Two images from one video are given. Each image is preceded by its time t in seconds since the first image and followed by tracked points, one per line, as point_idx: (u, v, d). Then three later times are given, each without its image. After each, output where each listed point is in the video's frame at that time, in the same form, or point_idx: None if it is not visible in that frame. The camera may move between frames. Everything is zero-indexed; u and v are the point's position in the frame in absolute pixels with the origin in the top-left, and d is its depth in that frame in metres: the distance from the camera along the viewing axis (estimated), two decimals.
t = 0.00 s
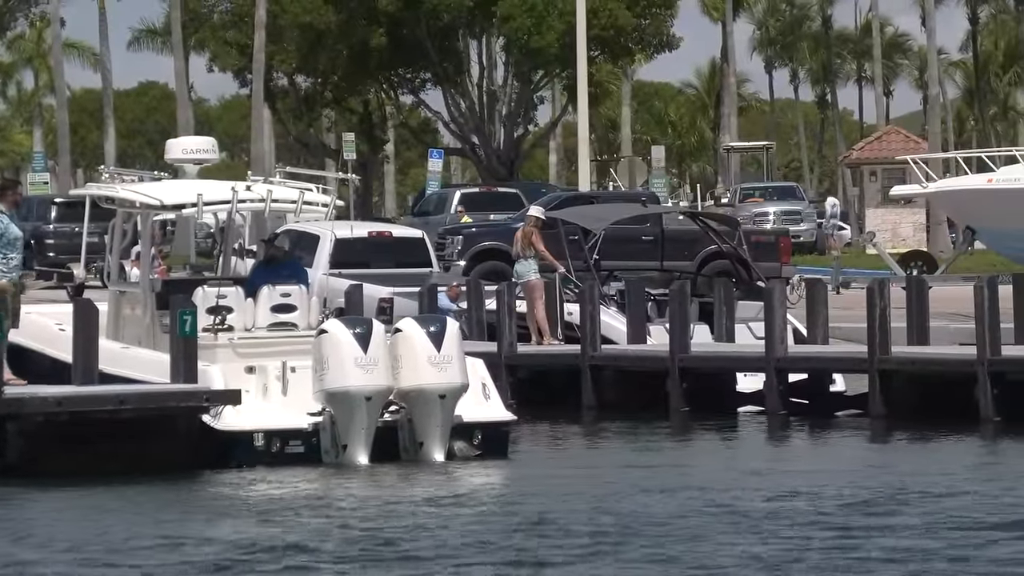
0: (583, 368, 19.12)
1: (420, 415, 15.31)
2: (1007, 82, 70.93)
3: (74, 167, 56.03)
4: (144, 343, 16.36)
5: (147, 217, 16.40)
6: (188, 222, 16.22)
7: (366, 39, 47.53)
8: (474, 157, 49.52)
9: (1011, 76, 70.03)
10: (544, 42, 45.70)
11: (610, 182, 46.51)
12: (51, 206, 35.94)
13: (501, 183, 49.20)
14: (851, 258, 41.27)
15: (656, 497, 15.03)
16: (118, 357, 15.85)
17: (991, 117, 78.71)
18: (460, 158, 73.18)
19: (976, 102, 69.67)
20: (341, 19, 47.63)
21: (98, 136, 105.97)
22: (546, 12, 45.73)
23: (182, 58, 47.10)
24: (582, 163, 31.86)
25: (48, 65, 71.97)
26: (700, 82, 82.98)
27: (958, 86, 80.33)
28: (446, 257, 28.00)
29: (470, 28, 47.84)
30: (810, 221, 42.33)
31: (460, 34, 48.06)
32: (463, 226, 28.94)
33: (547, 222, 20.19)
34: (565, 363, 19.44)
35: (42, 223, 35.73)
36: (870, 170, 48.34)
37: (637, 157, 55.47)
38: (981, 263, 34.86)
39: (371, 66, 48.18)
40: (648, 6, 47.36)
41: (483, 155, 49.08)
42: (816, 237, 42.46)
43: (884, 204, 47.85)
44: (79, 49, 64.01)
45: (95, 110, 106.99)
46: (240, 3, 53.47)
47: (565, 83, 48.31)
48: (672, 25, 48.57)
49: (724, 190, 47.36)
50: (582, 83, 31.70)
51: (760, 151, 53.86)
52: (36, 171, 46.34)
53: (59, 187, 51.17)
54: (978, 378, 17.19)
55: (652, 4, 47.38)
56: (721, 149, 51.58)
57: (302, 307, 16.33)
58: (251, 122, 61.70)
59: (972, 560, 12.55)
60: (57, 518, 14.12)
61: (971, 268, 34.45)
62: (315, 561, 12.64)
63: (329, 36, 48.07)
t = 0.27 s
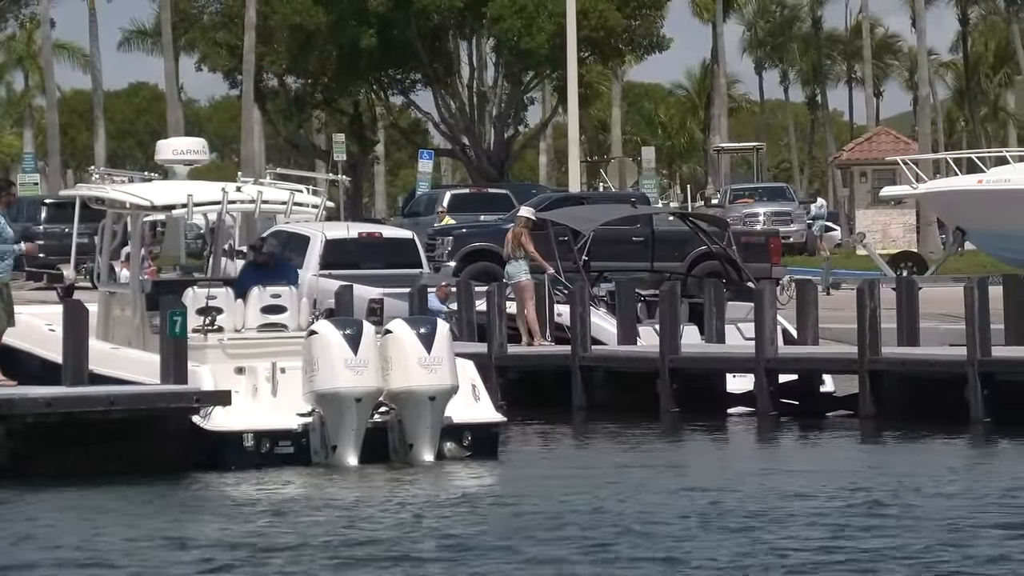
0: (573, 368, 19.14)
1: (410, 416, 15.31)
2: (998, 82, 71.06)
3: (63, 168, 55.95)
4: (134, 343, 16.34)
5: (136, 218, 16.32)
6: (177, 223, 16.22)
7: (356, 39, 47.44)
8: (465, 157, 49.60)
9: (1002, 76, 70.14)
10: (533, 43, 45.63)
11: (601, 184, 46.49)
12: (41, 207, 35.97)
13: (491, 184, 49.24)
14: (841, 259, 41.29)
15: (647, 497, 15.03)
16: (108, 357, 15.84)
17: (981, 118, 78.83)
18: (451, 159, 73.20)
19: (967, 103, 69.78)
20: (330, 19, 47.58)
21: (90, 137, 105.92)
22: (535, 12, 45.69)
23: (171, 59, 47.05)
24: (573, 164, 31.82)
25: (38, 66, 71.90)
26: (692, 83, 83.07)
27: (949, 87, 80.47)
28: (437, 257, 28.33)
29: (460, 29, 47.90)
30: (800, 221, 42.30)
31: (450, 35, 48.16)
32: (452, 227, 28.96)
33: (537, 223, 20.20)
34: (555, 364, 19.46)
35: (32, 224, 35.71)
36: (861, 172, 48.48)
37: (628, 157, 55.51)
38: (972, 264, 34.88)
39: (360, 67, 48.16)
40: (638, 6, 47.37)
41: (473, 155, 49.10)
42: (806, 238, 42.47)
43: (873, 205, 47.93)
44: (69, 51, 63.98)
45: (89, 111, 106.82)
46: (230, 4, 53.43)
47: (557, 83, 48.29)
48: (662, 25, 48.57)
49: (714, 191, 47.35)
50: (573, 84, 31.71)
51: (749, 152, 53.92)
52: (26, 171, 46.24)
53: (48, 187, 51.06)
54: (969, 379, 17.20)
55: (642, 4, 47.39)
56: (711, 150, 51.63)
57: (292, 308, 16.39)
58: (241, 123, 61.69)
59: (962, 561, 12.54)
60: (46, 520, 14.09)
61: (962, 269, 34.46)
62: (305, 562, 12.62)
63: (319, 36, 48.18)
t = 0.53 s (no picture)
0: (571, 369, 19.13)
1: (408, 418, 15.32)
2: (997, 83, 71.07)
3: (62, 169, 56.02)
4: (133, 345, 16.35)
5: (135, 219, 16.29)
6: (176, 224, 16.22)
7: (354, 41, 47.40)
8: (463, 159, 49.64)
9: (1000, 77, 70.15)
10: (532, 44, 45.58)
11: (600, 185, 46.48)
12: (40, 208, 36.05)
13: (490, 185, 49.22)
14: (839, 260, 41.34)
15: (646, 499, 15.03)
16: (107, 359, 15.84)
17: (980, 118, 78.83)
18: (450, 162, 73.22)
19: (966, 104, 69.78)
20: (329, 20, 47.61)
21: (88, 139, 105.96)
22: (533, 13, 45.64)
23: (170, 61, 47.03)
24: (571, 165, 31.81)
25: (36, 67, 71.89)
26: (690, 84, 83.06)
27: (947, 88, 80.48)
28: (435, 259, 28.23)
29: (459, 30, 47.93)
30: (798, 223, 42.27)
31: (449, 36, 48.20)
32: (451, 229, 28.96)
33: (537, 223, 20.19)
34: (554, 365, 19.47)
35: (30, 226, 35.72)
36: (860, 172, 48.52)
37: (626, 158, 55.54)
38: (972, 266, 34.90)
39: (359, 69, 48.15)
40: (637, 8, 47.33)
41: (472, 156, 49.10)
42: (805, 239, 42.46)
43: (871, 206, 47.95)
44: (68, 52, 63.98)
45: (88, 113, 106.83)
46: (228, 5, 53.51)
47: (555, 84, 48.29)
48: (661, 27, 48.56)
49: (712, 192, 47.36)
50: (571, 85, 31.72)
51: (748, 153, 53.93)
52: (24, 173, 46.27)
53: (46, 189, 51.08)
54: (967, 380, 17.19)
55: (640, 5, 47.38)
56: (710, 152, 51.62)
57: (291, 309, 16.37)
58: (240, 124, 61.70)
59: (958, 561, 12.54)
60: (44, 521, 14.10)
61: (960, 270, 34.47)
62: (302, 563, 12.63)
63: (317, 38, 48.21)
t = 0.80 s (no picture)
0: (572, 370, 19.13)
1: (409, 419, 15.33)
2: (997, 84, 71.07)
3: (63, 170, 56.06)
4: (134, 346, 16.35)
5: (135, 220, 16.31)
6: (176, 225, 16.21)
7: (355, 41, 47.42)
8: (464, 159, 49.72)
9: (1000, 78, 70.16)
10: (532, 45, 45.58)
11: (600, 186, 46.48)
12: (41, 209, 36.07)
13: (490, 186, 49.23)
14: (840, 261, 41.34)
15: (648, 500, 15.03)
16: (107, 360, 15.82)
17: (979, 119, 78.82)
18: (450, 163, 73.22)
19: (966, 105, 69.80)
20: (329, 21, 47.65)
21: (88, 139, 106.03)
22: (534, 13, 45.64)
23: (171, 60, 47.08)
24: (571, 166, 31.77)
25: (37, 68, 71.88)
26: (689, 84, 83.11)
27: (948, 89, 80.46)
28: (436, 260, 27.93)
29: (460, 31, 47.97)
30: (799, 224, 42.26)
31: (450, 37, 48.24)
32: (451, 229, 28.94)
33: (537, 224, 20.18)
34: (555, 366, 19.47)
35: (31, 226, 35.75)
36: (860, 173, 48.57)
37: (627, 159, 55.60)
38: (973, 267, 34.89)
39: (359, 69, 48.19)
40: (637, 9, 47.34)
41: (472, 157, 49.13)
42: (805, 240, 42.46)
43: (872, 207, 47.97)
44: (69, 52, 64.02)
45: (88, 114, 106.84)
46: (229, 6, 53.57)
47: (556, 85, 48.30)
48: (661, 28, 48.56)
49: (712, 193, 47.39)
50: (572, 85, 31.70)
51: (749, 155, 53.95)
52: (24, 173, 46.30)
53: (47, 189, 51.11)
54: (968, 381, 17.19)
55: (641, 6, 47.43)
56: (710, 152, 51.66)
57: (291, 310, 16.39)
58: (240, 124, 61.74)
59: (956, 562, 12.54)
60: (44, 521, 14.11)
61: (961, 271, 34.44)
62: (302, 564, 12.63)
63: (318, 38, 48.26)
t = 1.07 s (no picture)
0: (575, 371, 19.14)
1: (411, 421, 15.34)
2: (999, 85, 71.07)
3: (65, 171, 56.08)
4: (135, 346, 16.34)
5: (137, 221, 16.34)
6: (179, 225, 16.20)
7: (357, 42, 47.46)
8: (466, 160, 49.74)
9: (1002, 80, 70.16)
10: (535, 46, 45.58)
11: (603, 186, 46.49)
12: (43, 209, 36.10)
13: (493, 186, 49.26)
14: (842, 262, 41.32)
15: (651, 501, 15.03)
16: (110, 361, 15.80)
17: (981, 119, 78.82)
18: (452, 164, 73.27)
19: (968, 106, 69.81)
20: (332, 22, 47.69)
21: (90, 140, 106.09)
22: (537, 14, 45.63)
23: (174, 61, 47.12)
24: (573, 167, 31.75)
25: (40, 69, 71.92)
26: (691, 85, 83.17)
27: (950, 90, 80.47)
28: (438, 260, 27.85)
29: (462, 32, 47.97)
30: (801, 224, 42.26)
31: (452, 38, 48.23)
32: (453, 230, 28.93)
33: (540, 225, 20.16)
34: (557, 367, 19.47)
35: (33, 227, 35.78)
36: (862, 174, 48.61)
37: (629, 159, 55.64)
38: (975, 268, 34.90)
39: (362, 70, 48.24)
40: (640, 10, 47.35)
41: (475, 157, 49.16)
42: (808, 241, 42.48)
43: (874, 207, 47.98)
44: (71, 53, 64.07)
45: (90, 116, 106.84)
46: (232, 6, 53.62)
47: (558, 85, 48.31)
48: (664, 29, 48.56)
49: (715, 193, 47.42)
50: (574, 86, 31.67)
51: (751, 156, 53.96)
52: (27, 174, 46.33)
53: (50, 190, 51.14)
54: (971, 382, 17.19)
55: (643, 7, 47.48)
56: (712, 153, 51.67)
57: (293, 311, 16.38)
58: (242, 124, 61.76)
59: (959, 563, 12.55)
60: (46, 522, 14.11)
61: (964, 271, 34.45)
62: (306, 565, 12.64)
63: (320, 39, 48.30)
